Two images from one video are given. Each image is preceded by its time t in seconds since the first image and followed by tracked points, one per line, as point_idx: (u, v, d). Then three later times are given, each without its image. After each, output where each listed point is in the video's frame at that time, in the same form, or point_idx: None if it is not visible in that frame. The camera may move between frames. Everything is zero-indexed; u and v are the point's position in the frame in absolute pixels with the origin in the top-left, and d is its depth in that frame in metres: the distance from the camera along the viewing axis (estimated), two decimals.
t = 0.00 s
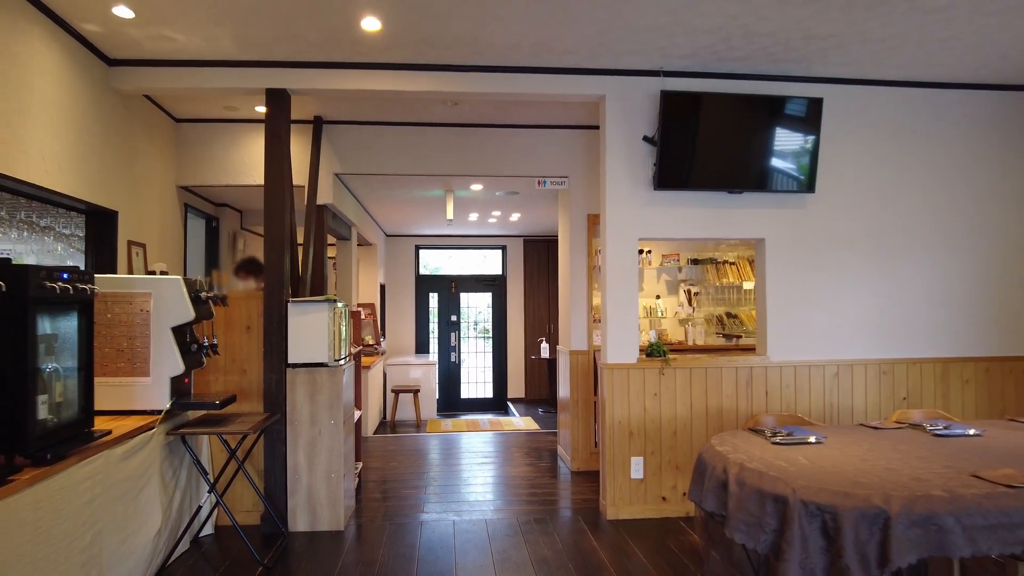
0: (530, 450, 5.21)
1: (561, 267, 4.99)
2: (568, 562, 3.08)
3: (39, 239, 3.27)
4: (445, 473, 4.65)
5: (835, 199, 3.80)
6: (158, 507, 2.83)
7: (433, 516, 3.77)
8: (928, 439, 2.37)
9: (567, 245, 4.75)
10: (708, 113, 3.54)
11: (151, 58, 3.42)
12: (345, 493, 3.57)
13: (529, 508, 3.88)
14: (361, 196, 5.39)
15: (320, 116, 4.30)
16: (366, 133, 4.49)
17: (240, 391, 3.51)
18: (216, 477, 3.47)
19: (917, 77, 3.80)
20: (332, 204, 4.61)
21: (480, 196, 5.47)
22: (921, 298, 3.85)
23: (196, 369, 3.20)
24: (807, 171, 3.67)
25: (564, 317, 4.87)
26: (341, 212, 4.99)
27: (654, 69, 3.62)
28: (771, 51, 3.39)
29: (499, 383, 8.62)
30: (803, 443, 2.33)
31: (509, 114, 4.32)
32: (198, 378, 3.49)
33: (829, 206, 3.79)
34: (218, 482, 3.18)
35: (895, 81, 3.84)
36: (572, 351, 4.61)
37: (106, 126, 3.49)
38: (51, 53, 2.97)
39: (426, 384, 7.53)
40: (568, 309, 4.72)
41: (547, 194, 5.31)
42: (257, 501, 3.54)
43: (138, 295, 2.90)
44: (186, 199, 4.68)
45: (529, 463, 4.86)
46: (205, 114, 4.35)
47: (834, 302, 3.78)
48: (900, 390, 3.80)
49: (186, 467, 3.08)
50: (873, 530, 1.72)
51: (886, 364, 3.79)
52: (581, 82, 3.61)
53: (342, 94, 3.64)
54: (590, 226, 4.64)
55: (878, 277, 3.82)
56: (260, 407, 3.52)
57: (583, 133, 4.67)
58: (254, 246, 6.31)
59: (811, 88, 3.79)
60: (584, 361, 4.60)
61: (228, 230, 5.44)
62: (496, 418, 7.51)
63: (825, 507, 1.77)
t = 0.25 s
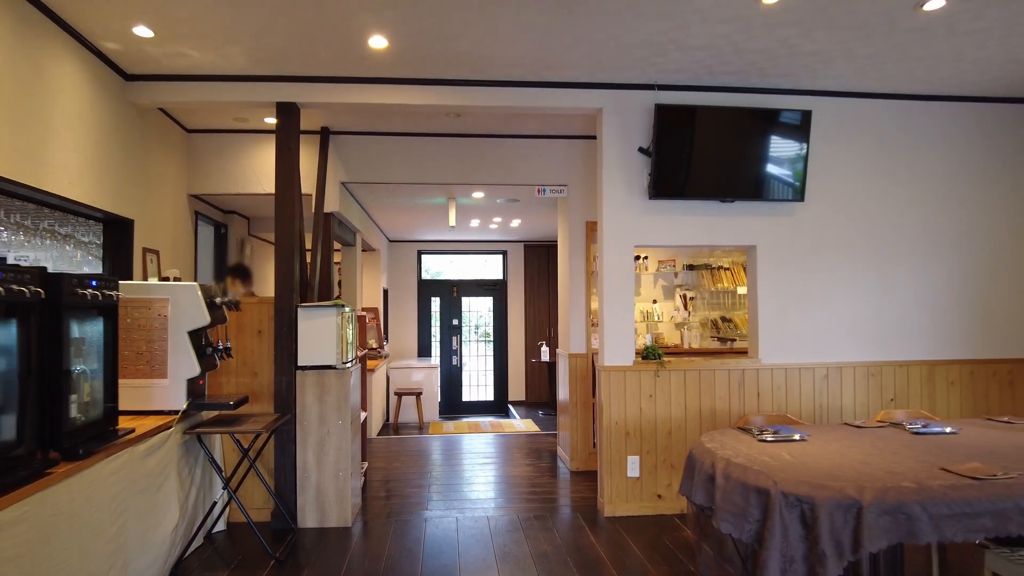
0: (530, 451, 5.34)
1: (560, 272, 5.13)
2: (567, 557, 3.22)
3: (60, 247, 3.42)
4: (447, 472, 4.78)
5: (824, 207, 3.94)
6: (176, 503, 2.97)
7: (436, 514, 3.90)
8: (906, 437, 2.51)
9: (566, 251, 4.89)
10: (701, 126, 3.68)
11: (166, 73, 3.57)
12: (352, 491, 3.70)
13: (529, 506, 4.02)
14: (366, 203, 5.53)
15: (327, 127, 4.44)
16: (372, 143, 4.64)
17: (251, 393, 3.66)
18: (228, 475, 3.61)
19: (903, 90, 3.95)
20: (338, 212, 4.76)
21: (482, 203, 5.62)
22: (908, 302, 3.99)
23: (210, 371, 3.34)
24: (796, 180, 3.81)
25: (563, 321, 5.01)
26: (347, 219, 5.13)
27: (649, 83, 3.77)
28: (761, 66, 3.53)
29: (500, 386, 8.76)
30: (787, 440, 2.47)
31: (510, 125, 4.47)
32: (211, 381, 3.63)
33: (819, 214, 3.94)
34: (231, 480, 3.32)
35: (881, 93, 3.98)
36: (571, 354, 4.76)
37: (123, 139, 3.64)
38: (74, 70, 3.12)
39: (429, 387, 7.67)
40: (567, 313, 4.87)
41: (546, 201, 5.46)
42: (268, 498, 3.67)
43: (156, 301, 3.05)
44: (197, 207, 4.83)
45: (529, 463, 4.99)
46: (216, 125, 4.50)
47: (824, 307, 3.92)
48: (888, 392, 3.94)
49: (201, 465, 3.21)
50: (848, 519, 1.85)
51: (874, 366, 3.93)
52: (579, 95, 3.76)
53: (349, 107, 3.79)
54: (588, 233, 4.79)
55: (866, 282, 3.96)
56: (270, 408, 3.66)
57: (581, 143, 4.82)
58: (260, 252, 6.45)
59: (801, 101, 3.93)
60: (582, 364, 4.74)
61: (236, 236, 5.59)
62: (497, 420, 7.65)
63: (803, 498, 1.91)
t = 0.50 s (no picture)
0: (531, 451, 5.48)
1: (559, 276, 5.29)
2: (566, 549, 3.37)
3: (81, 253, 3.58)
4: (450, 470, 4.93)
5: (814, 214, 4.10)
6: (193, 497, 3.13)
7: (440, 509, 4.05)
8: (885, 432, 2.66)
9: (566, 256, 5.05)
10: (694, 136, 3.85)
11: (183, 86, 3.74)
12: (359, 487, 3.85)
13: (530, 502, 4.17)
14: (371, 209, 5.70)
15: (335, 136, 4.61)
16: (378, 152, 4.80)
17: (263, 392, 3.81)
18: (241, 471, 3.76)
19: (889, 101, 4.11)
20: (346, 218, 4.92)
21: (484, 210, 5.77)
22: (894, 306, 4.15)
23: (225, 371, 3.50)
24: (786, 188, 3.97)
25: (562, 324, 5.17)
26: (353, 224, 5.29)
27: (644, 96, 3.93)
28: (752, 80, 3.69)
29: (501, 389, 8.91)
30: (773, 435, 2.62)
31: (512, 135, 4.64)
32: (224, 381, 3.79)
33: (808, 221, 4.09)
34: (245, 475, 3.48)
35: (868, 105, 4.14)
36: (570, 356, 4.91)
37: (142, 149, 3.80)
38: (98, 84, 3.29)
39: (432, 389, 7.82)
40: (566, 316, 5.02)
41: (547, 208, 5.62)
42: (280, 493, 3.82)
43: (175, 304, 3.21)
44: (209, 213, 4.99)
45: (530, 461, 5.14)
46: (228, 135, 4.66)
47: (813, 310, 4.08)
48: (875, 392, 4.09)
49: (216, 460, 3.37)
50: (824, 506, 2.01)
51: (862, 367, 4.08)
52: (578, 107, 3.92)
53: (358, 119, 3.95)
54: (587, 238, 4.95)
55: (854, 286, 4.11)
56: (281, 407, 3.82)
57: (580, 151, 4.98)
58: (268, 257, 6.62)
59: (791, 112, 4.10)
60: (581, 366, 4.90)
61: (245, 242, 5.75)
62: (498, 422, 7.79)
63: (784, 486, 2.06)
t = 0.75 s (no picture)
0: (530, 450, 5.64)
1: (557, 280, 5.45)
2: (562, 542, 3.53)
3: (100, 258, 3.74)
4: (451, 469, 5.09)
5: (801, 222, 4.26)
6: (207, 492, 3.29)
7: (442, 505, 4.21)
8: (863, 430, 2.82)
9: (564, 260, 5.20)
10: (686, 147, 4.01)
11: (196, 99, 3.90)
12: (364, 483, 4.01)
13: (528, 499, 4.33)
14: (374, 215, 5.86)
15: (341, 145, 4.77)
16: (382, 160, 4.97)
17: (272, 392, 3.97)
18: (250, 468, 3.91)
19: (874, 113, 4.27)
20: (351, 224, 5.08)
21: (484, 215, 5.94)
22: (879, 309, 4.30)
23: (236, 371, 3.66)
24: (774, 196, 4.13)
25: (560, 327, 5.33)
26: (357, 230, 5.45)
27: (638, 108, 4.09)
28: (741, 93, 3.86)
29: (501, 390, 9.07)
30: (756, 432, 2.77)
31: (511, 144, 4.80)
32: (235, 381, 3.95)
33: (796, 228, 4.25)
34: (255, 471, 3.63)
35: (854, 116, 4.31)
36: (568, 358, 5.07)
37: (156, 158, 3.96)
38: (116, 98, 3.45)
39: (433, 390, 7.97)
40: (564, 318, 5.18)
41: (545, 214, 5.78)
42: (288, 489, 3.98)
43: (190, 307, 3.37)
44: (217, 219, 5.15)
45: (528, 460, 5.29)
46: (236, 143, 4.82)
47: (801, 314, 4.24)
48: (861, 393, 4.24)
49: (228, 457, 3.52)
50: (800, 496, 2.16)
51: (848, 369, 4.24)
52: (574, 118, 4.08)
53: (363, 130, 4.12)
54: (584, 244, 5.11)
55: (840, 291, 4.27)
56: (289, 406, 3.97)
57: (578, 159, 5.14)
58: (274, 260, 6.78)
59: (780, 123, 4.25)
60: (578, 367, 5.06)
61: (252, 246, 5.91)
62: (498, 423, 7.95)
63: (763, 479, 2.21)
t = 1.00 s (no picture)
0: (528, 447, 5.79)
1: (554, 282, 5.60)
2: (556, 534, 3.68)
3: (112, 262, 3.90)
4: (450, 465, 5.24)
5: (788, 226, 4.42)
6: (217, 485, 3.44)
7: (441, 499, 4.36)
8: (840, 425, 2.97)
9: (560, 262, 5.36)
10: (675, 154, 4.16)
11: (204, 108, 4.05)
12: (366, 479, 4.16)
13: (525, 493, 4.49)
14: (376, 219, 6.01)
15: (343, 152, 4.93)
16: (383, 166, 5.12)
17: (278, 390, 4.13)
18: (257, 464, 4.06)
19: (858, 121, 4.43)
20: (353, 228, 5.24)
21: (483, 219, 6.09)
22: (863, 310, 4.46)
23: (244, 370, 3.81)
24: (761, 201, 4.28)
25: (556, 327, 5.48)
26: (359, 234, 5.61)
27: (630, 116, 4.25)
28: (728, 103, 4.01)
29: (499, 390, 9.22)
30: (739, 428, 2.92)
31: (509, 150, 4.96)
32: (243, 380, 4.11)
33: (782, 232, 4.41)
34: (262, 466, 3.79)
35: (839, 124, 4.46)
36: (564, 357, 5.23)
37: (165, 165, 4.12)
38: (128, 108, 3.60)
39: (433, 389, 8.12)
40: (560, 319, 5.34)
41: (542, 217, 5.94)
42: (293, 484, 4.14)
43: (200, 308, 3.53)
44: (223, 223, 5.30)
45: (526, 458, 5.44)
46: (242, 150, 4.98)
47: (786, 315, 4.39)
48: (846, 391, 4.40)
49: (236, 453, 3.68)
50: (775, 485, 2.31)
51: (833, 368, 4.39)
52: (569, 127, 4.24)
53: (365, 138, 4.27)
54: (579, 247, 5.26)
55: (825, 292, 4.43)
56: (295, 404, 4.13)
57: (573, 165, 5.30)
58: (277, 263, 6.93)
59: (766, 130, 4.41)
60: (574, 366, 5.21)
61: (256, 249, 6.05)
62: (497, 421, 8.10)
63: (740, 470, 2.37)
